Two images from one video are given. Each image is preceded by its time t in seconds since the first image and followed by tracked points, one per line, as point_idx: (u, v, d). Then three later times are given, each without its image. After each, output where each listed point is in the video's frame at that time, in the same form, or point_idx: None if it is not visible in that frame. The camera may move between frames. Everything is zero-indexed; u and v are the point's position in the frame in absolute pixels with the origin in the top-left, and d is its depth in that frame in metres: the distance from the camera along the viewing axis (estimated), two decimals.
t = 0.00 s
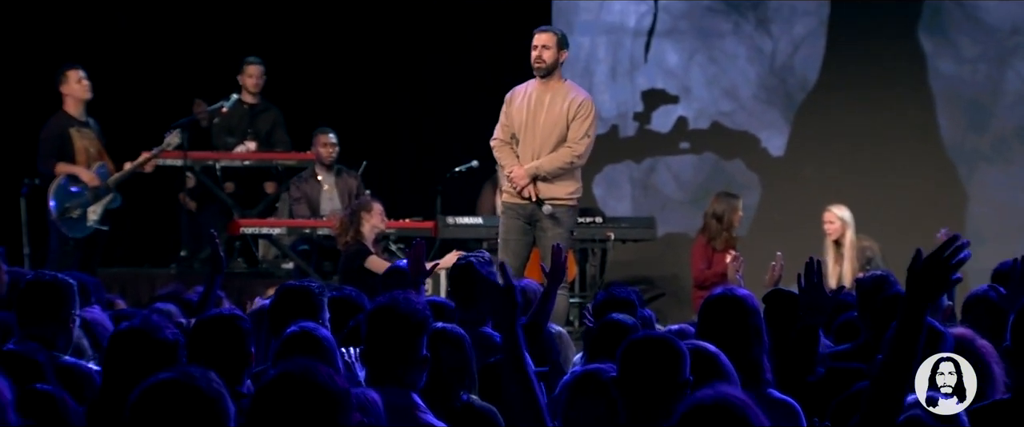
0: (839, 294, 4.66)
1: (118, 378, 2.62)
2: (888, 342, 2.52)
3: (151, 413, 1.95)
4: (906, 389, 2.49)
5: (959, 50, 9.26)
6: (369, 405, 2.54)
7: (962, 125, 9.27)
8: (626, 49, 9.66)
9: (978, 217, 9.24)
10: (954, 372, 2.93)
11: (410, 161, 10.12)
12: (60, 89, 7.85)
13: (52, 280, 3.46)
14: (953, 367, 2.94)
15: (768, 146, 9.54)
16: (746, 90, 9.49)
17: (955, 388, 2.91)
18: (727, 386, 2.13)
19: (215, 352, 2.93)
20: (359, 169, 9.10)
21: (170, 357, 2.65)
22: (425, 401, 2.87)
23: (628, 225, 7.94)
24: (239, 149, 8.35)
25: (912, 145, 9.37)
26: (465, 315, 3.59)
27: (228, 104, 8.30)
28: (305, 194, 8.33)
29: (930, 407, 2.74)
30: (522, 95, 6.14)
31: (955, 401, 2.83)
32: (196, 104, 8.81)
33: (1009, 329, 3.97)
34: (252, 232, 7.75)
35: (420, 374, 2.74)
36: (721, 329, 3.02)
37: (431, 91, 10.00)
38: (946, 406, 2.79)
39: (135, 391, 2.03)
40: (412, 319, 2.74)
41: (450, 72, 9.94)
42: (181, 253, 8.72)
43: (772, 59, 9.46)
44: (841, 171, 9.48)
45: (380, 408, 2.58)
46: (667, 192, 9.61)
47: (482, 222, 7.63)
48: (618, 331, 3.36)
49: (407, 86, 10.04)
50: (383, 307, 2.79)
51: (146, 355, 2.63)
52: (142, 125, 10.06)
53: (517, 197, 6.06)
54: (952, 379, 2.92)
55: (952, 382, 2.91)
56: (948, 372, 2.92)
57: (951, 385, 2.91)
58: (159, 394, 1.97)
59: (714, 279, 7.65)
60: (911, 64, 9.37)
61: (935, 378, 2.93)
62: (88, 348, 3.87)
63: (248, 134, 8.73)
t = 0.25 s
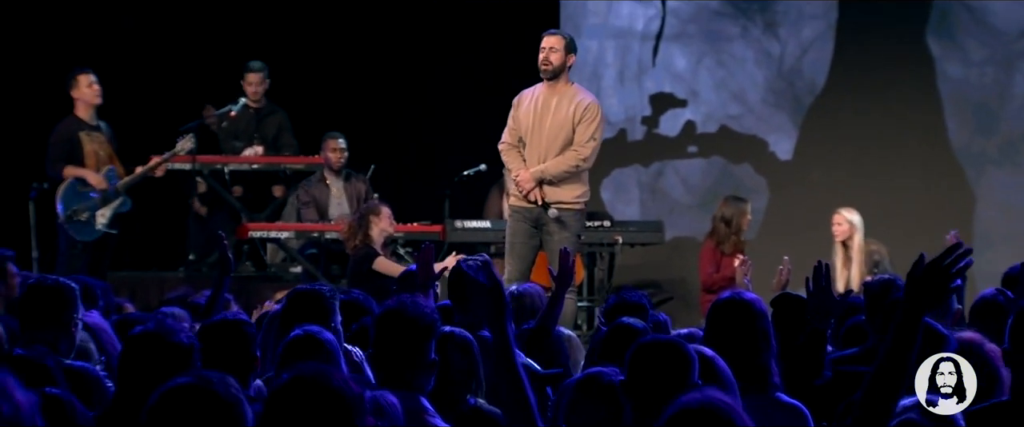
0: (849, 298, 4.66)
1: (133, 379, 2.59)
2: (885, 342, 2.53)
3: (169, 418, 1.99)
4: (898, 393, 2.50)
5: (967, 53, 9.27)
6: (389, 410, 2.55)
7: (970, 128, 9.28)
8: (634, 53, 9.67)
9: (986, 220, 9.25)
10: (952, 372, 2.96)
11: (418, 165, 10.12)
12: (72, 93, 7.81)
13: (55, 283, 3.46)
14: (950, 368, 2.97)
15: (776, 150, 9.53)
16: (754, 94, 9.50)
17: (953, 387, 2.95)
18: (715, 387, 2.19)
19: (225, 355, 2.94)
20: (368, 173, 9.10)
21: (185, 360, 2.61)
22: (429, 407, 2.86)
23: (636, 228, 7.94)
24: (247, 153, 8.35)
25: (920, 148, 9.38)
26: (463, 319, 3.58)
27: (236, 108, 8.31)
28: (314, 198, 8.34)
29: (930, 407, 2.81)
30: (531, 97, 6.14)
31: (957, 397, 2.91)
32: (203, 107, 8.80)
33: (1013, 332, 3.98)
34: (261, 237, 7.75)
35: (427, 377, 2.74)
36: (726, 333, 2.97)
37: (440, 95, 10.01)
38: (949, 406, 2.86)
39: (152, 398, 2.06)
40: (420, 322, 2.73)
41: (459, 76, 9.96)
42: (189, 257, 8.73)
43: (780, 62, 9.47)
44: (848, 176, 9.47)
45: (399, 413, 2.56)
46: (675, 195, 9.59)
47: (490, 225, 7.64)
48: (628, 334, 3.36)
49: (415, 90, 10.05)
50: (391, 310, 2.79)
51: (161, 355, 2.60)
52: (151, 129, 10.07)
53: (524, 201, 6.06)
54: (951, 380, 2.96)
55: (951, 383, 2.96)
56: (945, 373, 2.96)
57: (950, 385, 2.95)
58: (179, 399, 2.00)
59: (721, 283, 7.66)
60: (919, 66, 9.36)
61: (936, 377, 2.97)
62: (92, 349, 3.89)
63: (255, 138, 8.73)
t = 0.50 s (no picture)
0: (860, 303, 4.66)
1: (147, 381, 2.60)
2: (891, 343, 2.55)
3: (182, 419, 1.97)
4: (901, 394, 2.53)
5: (976, 56, 9.27)
6: (414, 412, 2.52)
7: (980, 131, 9.29)
8: (643, 55, 9.66)
9: (996, 222, 9.25)
10: (951, 371, 3.04)
11: (426, 167, 10.13)
12: (78, 95, 7.84)
13: (64, 288, 3.46)
14: (949, 369, 3.04)
15: (784, 152, 9.53)
16: (763, 96, 9.51)
17: (953, 389, 3.02)
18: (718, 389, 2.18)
19: (239, 358, 2.96)
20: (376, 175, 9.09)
21: (200, 363, 2.63)
22: (440, 407, 2.90)
23: (644, 231, 7.94)
24: (255, 155, 8.36)
25: (929, 151, 9.37)
26: (468, 321, 3.68)
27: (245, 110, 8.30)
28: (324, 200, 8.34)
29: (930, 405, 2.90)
30: (533, 100, 6.13)
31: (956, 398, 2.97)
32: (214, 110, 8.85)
33: None
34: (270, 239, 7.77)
35: (436, 380, 2.75)
36: (734, 338, 2.94)
37: (448, 98, 10.02)
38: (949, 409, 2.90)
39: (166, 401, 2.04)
40: (428, 325, 2.73)
41: (468, 79, 9.97)
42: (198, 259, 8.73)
43: (788, 65, 9.48)
44: (856, 178, 9.45)
45: (425, 417, 2.54)
46: (683, 197, 9.58)
47: (499, 228, 7.64)
48: (636, 337, 3.37)
49: (423, 92, 10.06)
50: (398, 314, 2.79)
51: (177, 359, 2.61)
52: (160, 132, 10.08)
53: (528, 203, 6.04)
54: (950, 380, 3.03)
55: (951, 384, 3.03)
56: (945, 374, 3.04)
57: (950, 386, 3.02)
58: (196, 401, 1.98)
59: (730, 286, 7.67)
60: (928, 69, 9.36)
61: (936, 377, 3.04)
62: (102, 352, 3.90)
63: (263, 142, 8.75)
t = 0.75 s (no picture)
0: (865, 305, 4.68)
1: (164, 383, 2.59)
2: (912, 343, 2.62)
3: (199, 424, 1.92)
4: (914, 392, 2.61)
5: (985, 58, 9.29)
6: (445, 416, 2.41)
7: (988, 133, 9.29)
8: (651, 56, 9.67)
9: (1004, 224, 9.26)
10: (952, 370, 2.93)
11: (434, 169, 10.12)
12: (81, 96, 7.83)
13: (77, 288, 3.41)
14: (950, 367, 2.93)
15: (792, 154, 9.52)
16: (771, 98, 9.50)
17: (953, 389, 2.91)
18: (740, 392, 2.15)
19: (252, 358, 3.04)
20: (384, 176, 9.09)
21: (216, 364, 2.62)
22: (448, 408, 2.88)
23: (652, 232, 7.95)
24: (263, 157, 8.36)
25: (938, 153, 9.37)
26: (476, 323, 3.66)
27: (253, 111, 8.29)
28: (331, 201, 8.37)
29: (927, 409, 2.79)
30: (531, 103, 6.06)
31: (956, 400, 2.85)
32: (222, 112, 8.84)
33: None
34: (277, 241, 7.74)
35: (444, 380, 2.76)
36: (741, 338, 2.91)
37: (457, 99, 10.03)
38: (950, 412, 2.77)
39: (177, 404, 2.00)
40: (437, 325, 2.74)
41: (476, 80, 9.98)
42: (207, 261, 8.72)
43: (796, 66, 9.48)
44: (865, 180, 9.45)
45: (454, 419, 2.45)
46: (691, 199, 9.58)
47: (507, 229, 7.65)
48: (643, 338, 3.36)
49: (433, 94, 10.07)
50: (406, 314, 2.80)
51: (195, 362, 2.59)
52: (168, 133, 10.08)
53: (530, 205, 5.97)
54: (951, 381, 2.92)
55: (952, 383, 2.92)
56: (946, 372, 2.92)
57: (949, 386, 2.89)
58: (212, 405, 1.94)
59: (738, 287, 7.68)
60: (937, 71, 9.36)
61: (937, 377, 2.89)
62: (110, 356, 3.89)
63: (272, 143, 8.75)
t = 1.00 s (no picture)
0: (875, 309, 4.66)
1: (174, 382, 2.63)
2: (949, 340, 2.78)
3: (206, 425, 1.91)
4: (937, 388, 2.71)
5: (992, 58, 9.24)
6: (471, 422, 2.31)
7: (996, 133, 9.25)
8: (659, 58, 9.71)
9: (1012, 225, 9.22)
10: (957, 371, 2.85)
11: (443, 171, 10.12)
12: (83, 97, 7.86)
13: (91, 290, 3.42)
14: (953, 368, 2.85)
15: (800, 155, 9.52)
16: (779, 99, 9.50)
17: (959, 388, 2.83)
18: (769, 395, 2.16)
19: (269, 360, 3.09)
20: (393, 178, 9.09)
21: (226, 363, 2.66)
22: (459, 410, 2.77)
23: (660, 234, 7.94)
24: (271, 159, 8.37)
25: (946, 154, 9.34)
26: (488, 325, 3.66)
27: (262, 112, 8.30)
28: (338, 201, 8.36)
29: (929, 406, 2.70)
30: (530, 105, 5.99)
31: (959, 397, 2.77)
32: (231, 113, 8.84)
33: None
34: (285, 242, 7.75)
35: (452, 382, 2.73)
36: (752, 340, 2.94)
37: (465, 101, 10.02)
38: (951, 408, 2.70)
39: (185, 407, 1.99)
40: (446, 328, 2.74)
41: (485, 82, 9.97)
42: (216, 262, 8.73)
43: (804, 68, 9.47)
44: (873, 182, 9.44)
45: None
46: (699, 200, 9.60)
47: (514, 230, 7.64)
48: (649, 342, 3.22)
49: (442, 96, 10.06)
50: (414, 317, 2.79)
51: (205, 361, 2.63)
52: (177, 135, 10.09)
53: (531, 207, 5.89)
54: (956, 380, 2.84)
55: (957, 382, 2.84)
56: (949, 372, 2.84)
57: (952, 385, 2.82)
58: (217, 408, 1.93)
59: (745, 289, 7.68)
60: (945, 72, 9.34)
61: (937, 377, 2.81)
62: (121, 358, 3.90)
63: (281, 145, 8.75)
